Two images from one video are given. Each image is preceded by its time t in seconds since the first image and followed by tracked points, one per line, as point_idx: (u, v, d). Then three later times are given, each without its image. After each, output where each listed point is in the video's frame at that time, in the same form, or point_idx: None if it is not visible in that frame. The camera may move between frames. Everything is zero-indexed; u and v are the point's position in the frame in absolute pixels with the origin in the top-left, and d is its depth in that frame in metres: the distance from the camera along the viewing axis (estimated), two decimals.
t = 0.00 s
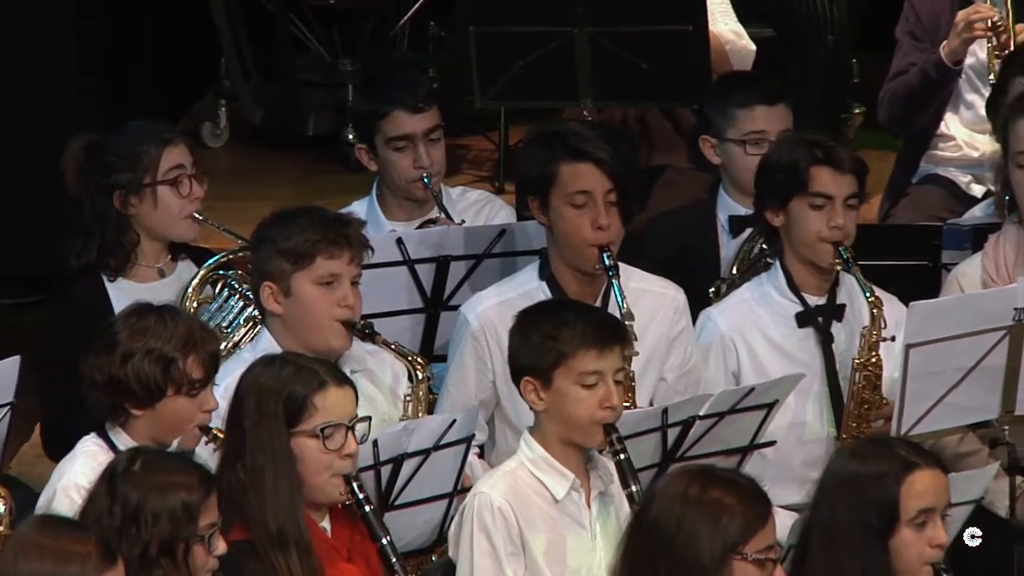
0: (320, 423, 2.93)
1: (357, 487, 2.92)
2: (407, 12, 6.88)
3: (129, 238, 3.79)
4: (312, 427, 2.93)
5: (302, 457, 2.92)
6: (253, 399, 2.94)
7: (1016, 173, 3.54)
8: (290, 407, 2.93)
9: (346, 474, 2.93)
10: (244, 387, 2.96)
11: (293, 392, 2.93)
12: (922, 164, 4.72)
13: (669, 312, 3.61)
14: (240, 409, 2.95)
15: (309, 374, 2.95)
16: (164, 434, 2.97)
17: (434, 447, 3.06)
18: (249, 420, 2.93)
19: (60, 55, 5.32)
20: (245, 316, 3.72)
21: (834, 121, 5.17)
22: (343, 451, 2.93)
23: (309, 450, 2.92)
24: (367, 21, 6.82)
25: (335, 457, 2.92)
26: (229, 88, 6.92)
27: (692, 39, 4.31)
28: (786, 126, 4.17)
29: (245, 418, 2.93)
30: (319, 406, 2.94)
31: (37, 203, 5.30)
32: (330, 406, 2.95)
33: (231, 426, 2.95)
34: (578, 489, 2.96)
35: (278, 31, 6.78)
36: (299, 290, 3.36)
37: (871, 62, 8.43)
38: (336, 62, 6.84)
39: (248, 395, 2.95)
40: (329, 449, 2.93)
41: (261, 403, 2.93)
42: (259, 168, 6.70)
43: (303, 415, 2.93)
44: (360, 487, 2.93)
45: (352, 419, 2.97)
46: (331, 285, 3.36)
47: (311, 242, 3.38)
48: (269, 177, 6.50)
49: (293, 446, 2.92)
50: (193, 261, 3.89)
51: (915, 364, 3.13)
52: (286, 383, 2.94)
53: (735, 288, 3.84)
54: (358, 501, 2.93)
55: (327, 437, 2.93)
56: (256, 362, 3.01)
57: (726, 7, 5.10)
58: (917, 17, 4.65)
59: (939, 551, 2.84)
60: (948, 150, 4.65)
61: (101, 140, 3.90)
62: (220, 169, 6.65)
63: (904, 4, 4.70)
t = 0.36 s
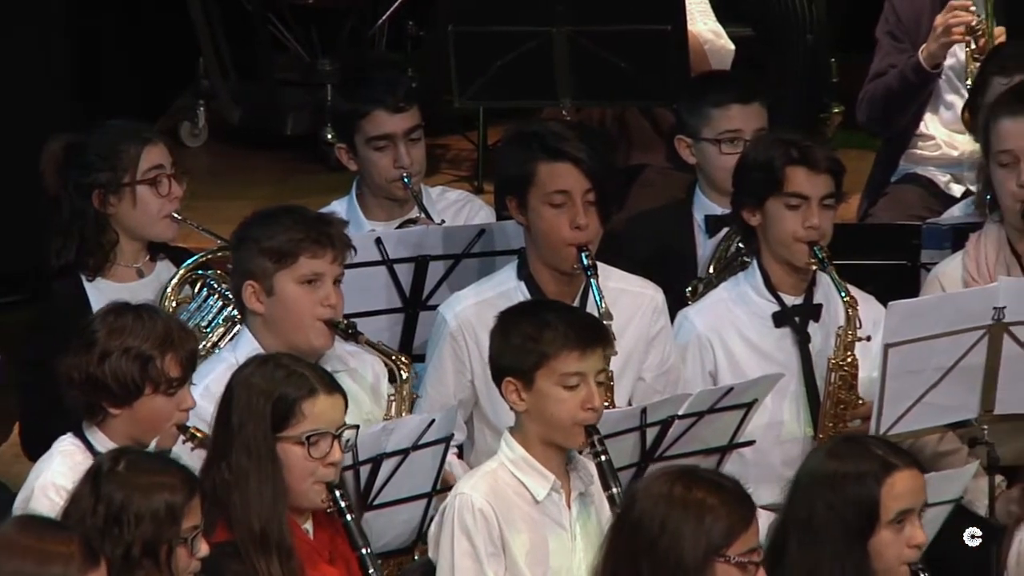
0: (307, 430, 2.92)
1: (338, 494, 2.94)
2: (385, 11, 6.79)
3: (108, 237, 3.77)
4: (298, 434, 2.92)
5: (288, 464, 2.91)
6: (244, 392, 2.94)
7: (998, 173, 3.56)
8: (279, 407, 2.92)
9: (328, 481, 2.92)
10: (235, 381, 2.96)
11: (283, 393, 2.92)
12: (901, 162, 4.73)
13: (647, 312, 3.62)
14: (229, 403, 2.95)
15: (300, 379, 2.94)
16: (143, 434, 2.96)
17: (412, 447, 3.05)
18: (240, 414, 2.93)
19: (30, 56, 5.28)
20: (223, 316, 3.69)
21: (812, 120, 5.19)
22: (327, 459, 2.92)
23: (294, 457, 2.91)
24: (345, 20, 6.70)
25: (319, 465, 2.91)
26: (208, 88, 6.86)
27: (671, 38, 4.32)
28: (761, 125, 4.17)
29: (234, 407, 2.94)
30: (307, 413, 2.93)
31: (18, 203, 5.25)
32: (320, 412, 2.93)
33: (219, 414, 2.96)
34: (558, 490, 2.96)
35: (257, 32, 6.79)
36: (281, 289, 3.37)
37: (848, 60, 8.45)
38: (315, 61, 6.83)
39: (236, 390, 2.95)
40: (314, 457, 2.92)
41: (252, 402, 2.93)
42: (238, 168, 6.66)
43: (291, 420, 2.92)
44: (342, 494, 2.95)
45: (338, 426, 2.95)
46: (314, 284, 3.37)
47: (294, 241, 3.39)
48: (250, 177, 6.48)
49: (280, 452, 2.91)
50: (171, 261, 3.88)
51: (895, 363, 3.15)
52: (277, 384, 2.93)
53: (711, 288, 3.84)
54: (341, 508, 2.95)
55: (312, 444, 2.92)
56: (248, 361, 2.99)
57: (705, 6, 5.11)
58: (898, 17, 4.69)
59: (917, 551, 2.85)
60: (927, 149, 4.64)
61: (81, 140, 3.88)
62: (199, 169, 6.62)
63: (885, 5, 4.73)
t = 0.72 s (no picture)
0: (288, 427, 2.92)
1: (320, 491, 2.91)
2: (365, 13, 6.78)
3: (89, 237, 3.76)
4: (279, 431, 2.92)
5: (268, 461, 2.91)
6: (225, 394, 2.93)
7: (982, 172, 3.58)
8: (259, 406, 2.91)
9: (311, 479, 2.92)
10: (215, 382, 2.96)
11: (263, 392, 2.92)
12: (881, 162, 4.77)
13: (628, 312, 3.63)
14: (210, 400, 2.95)
15: (280, 377, 2.94)
16: (117, 432, 2.94)
17: (393, 447, 3.06)
18: (218, 415, 2.93)
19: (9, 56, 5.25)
20: (204, 316, 3.70)
21: (791, 120, 5.21)
22: (308, 457, 2.91)
23: (275, 454, 2.91)
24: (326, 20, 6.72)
25: (301, 462, 2.91)
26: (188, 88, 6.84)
27: (652, 38, 4.32)
28: (740, 123, 4.18)
29: (213, 408, 2.94)
30: (288, 409, 2.92)
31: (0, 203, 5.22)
32: (299, 410, 2.93)
33: (201, 411, 2.96)
34: (542, 489, 2.96)
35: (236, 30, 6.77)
36: (265, 288, 3.37)
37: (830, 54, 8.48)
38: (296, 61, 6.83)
39: (217, 391, 2.95)
40: (295, 453, 2.92)
41: (231, 402, 2.93)
42: (219, 168, 6.64)
43: (271, 417, 2.92)
44: (324, 491, 2.92)
45: (319, 424, 2.95)
46: (297, 284, 3.38)
47: (278, 240, 3.39)
48: (231, 176, 6.47)
49: (261, 449, 2.91)
50: (153, 261, 3.87)
51: (874, 363, 3.17)
52: (257, 383, 2.92)
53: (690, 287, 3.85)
54: (323, 506, 2.92)
55: (293, 441, 2.92)
56: (229, 360, 3.00)
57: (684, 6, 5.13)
58: (878, 17, 4.72)
59: (895, 548, 2.84)
60: (908, 148, 4.71)
61: (61, 140, 3.87)
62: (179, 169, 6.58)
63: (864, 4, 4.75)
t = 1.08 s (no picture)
0: (266, 426, 2.92)
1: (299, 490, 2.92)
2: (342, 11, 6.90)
3: (68, 237, 3.75)
4: (257, 430, 2.91)
5: (246, 458, 2.90)
6: (203, 394, 2.92)
7: (962, 171, 3.61)
8: (236, 405, 2.91)
9: (290, 477, 2.91)
10: (193, 382, 2.94)
11: (240, 391, 2.91)
12: (861, 161, 4.78)
13: (608, 311, 3.62)
14: (186, 402, 2.94)
15: (258, 376, 2.93)
16: (96, 429, 2.93)
17: (372, 446, 3.05)
18: (195, 416, 2.92)
19: None
20: (183, 316, 3.70)
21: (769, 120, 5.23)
22: (287, 455, 2.91)
23: (253, 453, 2.90)
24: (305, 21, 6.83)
25: (280, 461, 2.90)
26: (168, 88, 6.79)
27: (630, 37, 4.33)
28: (716, 121, 4.19)
29: (192, 408, 2.92)
30: (265, 408, 2.92)
31: None
32: (277, 408, 2.93)
33: (177, 414, 2.95)
34: (521, 491, 2.97)
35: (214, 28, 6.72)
36: (243, 288, 3.36)
37: (808, 52, 8.53)
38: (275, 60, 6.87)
39: (195, 393, 2.93)
40: (274, 452, 2.91)
41: (208, 403, 2.91)
42: (200, 169, 6.66)
43: (249, 417, 2.91)
44: (302, 490, 2.93)
45: (297, 423, 2.95)
46: (276, 284, 3.37)
47: (257, 240, 3.38)
48: (211, 177, 6.49)
49: (238, 448, 2.90)
50: (132, 261, 3.85)
51: (855, 362, 3.18)
52: (235, 383, 2.91)
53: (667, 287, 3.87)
54: (301, 505, 2.93)
55: (272, 440, 2.91)
56: (205, 360, 2.99)
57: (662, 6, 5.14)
58: (856, 16, 4.74)
59: (871, 548, 2.85)
60: (887, 147, 4.71)
61: (41, 140, 3.86)
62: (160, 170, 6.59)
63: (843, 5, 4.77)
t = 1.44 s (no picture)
0: (242, 426, 2.91)
1: (276, 489, 2.90)
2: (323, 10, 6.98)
3: (51, 236, 3.77)
4: (234, 430, 2.91)
5: (222, 458, 2.89)
6: (181, 394, 2.91)
7: (947, 173, 3.63)
8: (213, 405, 2.91)
9: (266, 476, 2.90)
10: (171, 382, 2.93)
11: (216, 392, 2.91)
12: (841, 161, 4.82)
13: (589, 310, 3.63)
14: (164, 403, 2.93)
15: (234, 376, 2.93)
16: (92, 429, 2.94)
17: (353, 445, 3.04)
18: (172, 416, 2.91)
19: None
20: (164, 316, 3.69)
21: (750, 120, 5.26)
22: (263, 454, 2.90)
23: (230, 452, 2.90)
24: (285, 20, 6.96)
25: (256, 460, 2.89)
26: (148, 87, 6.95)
27: (610, 38, 4.32)
28: (703, 122, 4.19)
29: (169, 410, 2.91)
30: (241, 408, 2.92)
31: None
32: (253, 408, 2.92)
33: (155, 415, 2.94)
34: (496, 493, 2.98)
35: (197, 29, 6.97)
36: (222, 288, 3.36)
37: (786, 49, 8.57)
38: (255, 60, 6.91)
39: (173, 395, 2.92)
40: (250, 452, 2.90)
41: (185, 403, 2.91)
42: (181, 169, 6.82)
43: (225, 417, 2.91)
44: (280, 490, 2.91)
45: (275, 422, 2.94)
46: (256, 285, 3.36)
47: (235, 240, 3.38)
48: (191, 179, 6.65)
49: (214, 447, 2.90)
50: (114, 258, 3.88)
51: (836, 361, 3.20)
52: (211, 384, 2.91)
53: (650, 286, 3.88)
54: (277, 505, 2.91)
55: (248, 440, 2.90)
56: (182, 361, 2.98)
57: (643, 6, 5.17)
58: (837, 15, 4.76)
59: (851, 554, 2.84)
60: (868, 146, 4.75)
61: (23, 140, 3.87)
62: (140, 171, 6.77)
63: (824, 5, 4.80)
